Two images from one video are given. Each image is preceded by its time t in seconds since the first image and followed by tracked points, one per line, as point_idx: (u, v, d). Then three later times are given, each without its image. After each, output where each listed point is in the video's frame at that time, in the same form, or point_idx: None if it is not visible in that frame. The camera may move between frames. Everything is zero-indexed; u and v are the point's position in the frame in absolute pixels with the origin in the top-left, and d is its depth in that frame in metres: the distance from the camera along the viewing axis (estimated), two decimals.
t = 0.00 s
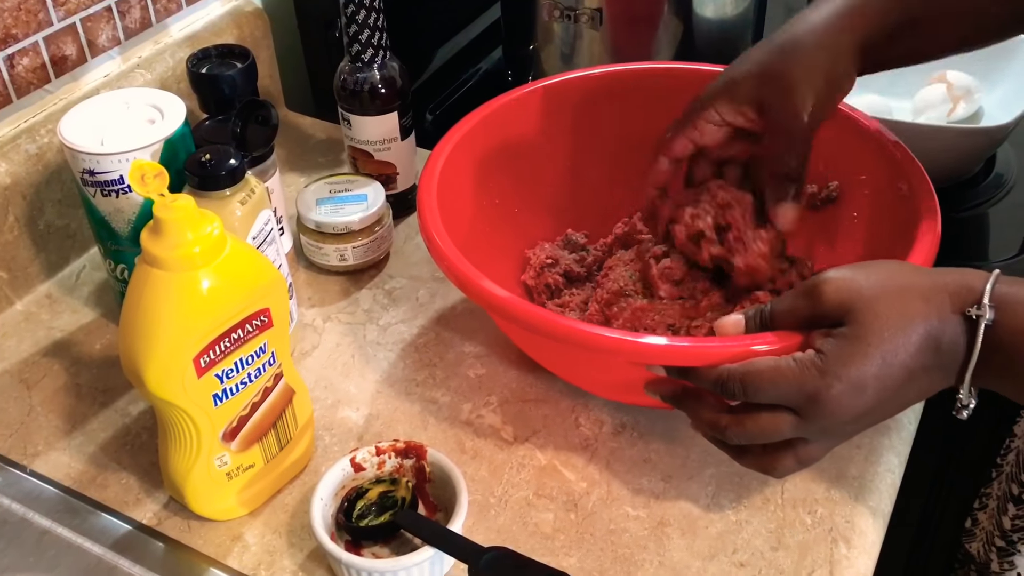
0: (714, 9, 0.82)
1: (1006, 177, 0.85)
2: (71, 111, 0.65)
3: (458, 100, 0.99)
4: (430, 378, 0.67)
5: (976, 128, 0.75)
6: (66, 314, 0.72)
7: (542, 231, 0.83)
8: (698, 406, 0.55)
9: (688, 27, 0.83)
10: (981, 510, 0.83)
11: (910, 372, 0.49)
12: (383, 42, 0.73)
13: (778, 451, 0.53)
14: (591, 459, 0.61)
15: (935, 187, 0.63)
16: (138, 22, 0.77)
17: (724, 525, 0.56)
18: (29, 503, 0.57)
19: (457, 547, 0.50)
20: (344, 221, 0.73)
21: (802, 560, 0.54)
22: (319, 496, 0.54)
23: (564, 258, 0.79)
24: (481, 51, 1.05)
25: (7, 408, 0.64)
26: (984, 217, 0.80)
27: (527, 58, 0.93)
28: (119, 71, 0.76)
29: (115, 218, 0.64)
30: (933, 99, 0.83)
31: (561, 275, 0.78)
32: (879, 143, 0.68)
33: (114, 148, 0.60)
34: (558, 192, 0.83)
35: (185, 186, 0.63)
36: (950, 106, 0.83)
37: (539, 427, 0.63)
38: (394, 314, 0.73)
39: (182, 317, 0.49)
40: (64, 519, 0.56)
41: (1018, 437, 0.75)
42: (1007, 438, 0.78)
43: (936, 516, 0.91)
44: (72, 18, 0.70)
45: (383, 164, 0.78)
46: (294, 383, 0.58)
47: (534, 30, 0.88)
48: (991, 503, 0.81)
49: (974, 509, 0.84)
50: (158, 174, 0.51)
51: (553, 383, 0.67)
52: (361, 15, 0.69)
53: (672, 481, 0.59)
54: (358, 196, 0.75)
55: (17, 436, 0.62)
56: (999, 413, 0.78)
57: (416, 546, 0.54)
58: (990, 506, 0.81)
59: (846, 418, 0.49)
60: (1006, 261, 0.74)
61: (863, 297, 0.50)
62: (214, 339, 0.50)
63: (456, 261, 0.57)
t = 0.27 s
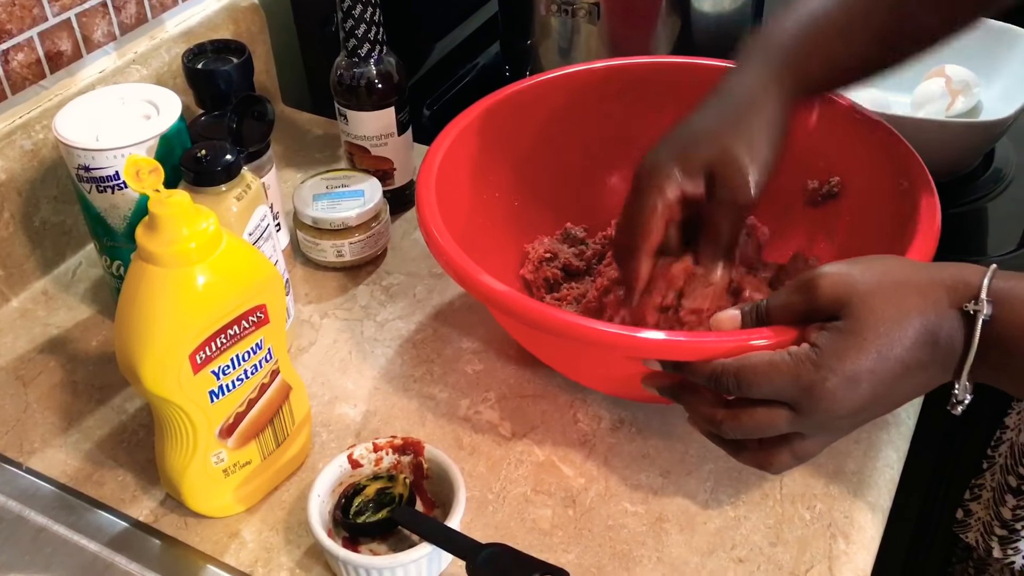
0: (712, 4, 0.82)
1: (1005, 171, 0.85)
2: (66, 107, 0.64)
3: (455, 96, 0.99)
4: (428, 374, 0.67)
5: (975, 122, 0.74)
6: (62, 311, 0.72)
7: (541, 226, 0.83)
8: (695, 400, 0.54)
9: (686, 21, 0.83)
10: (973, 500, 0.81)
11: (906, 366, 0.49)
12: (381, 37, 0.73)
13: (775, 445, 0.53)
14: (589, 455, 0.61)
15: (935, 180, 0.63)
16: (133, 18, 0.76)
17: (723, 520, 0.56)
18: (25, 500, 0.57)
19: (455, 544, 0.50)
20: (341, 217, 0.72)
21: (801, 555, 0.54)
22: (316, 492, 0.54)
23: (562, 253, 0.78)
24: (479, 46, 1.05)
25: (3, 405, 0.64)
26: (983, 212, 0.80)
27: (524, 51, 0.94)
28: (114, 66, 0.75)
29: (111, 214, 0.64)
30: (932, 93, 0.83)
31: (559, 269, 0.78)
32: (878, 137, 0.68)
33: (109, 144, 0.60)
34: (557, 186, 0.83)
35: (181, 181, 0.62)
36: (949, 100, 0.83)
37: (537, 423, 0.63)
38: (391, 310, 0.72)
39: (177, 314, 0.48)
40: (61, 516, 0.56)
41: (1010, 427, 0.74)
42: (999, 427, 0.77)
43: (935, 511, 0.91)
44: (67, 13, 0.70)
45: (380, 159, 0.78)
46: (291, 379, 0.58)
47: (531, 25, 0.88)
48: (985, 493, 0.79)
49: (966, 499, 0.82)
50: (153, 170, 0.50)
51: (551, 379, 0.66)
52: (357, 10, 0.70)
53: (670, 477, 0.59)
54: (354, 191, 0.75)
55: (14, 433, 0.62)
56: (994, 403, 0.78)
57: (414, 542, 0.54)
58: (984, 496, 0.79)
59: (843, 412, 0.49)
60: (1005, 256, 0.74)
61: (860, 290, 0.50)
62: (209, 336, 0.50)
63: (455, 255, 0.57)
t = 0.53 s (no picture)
0: None
1: (1003, 166, 0.85)
2: (63, 103, 0.64)
3: (455, 91, 1.00)
4: (426, 369, 0.67)
5: (974, 117, 0.75)
6: (60, 308, 0.72)
7: (538, 223, 0.83)
8: (696, 400, 0.54)
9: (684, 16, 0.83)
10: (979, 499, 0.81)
11: (906, 357, 0.49)
12: (379, 32, 0.73)
13: (774, 438, 0.53)
14: (587, 451, 0.61)
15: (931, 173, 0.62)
16: (131, 13, 0.76)
17: (721, 515, 0.56)
18: (23, 496, 0.57)
19: (454, 539, 0.50)
20: (339, 213, 0.72)
21: (800, 550, 0.54)
22: (315, 488, 0.54)
23: (559, 250, 0.78)
24: (478, 42, 1.06)
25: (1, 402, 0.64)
26: (981, 207, 0.80)
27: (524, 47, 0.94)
28: (112, 62, 0.75)
29: (109, 210, 0.64)
30: (931, 88, 0.83)
31: (556, 266, 0.77)
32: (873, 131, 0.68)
33: (106, 140, 0.60)
34: (554, 182, 0.83)
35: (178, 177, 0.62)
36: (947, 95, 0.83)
37: (535, 418, 0.63)
38: (389, 306, 0.72)
39: (176, 309, 0.48)
40: (59, 512, 0.56)
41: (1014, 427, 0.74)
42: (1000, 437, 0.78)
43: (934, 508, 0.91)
44: (64, 9, 0.69)
45: (378, 155, 0.78)
46: (288, 374, 0.58)
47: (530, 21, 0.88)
48: (988, 508, 0.80)
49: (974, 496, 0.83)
50: (150, 165, 0.50)
51: (549, 374, 0.66)
52: (356, 5, 0.69)
53: (669, 472, 0.59)
54: (352, 187, 0.75)
55: (12, 430, 0.62)
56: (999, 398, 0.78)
57: (413, 538, 0.53)
58: (988, 512, 0.80)
59: (842, 404, 0.49)
60: (1004, 250, 0.74)
61: (858, 283, 0.49)
62: (208, 331, 0.50)
63: (451, 251, 0.57)
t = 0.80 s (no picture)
0: None
1: (1000, 164, 0.85)
2: (61, 101, 0.64)
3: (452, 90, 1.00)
4: (424, 367, 0.67)
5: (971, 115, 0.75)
6: (57, 306, 0.72)
7: (535, 221, 0.83)
8: (691, 401, 0.54)
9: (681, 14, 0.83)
10: (951, 482, 0.81)
11: (902, 349, 0.49)
12: (376, 30, 0.73)
13: (771, 433, 0.53)
14: (585, 449, 0.61)
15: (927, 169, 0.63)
16: (128, 12, 0.76)
17: (719, 513, 0.56)
18: (21, 494, 0.57)
19: (451, 537, 0.50)
20: (337, 211, 0.72)
21: (797, 547, 0.54)
22: (313, 486, 0.54)
23: (556, 248, 0.78)
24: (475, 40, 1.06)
25: None
26: (978, 205, 0.80)
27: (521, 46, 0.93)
28: (109, 61, 0.75)
29: (106, 209, 0.64)
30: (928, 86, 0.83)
31: (553, 264, 0.77)
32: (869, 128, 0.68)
33: (103, 138, 0.60)
34: (552, 181, 0.83)
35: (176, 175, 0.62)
36: (945, 93, 0.83)
37: (533, 416, 0.63)
38: (387, 304, 0.72)
39: (174, 306, 0.48)
40: (57, 510, 0.56)
41: (994, 412, 0.74)
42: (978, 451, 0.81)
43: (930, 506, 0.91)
44: (61, 7, 0.69)
45: (375, 154, 0.78)
46: (286, 372, 0.58)
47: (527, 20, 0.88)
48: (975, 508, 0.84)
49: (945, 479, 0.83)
50: (148, 163, 0.50)
51: (547, 372, 0.67)
52: (354, 3, 0.69)
53: (666, 470, 0.59)
54: (350, 185, 0.75)
55: (9, 428, 0.62)
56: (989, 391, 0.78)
57: (411, 535, 0.54)
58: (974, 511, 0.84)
59: (837, 396, 0.49)
60: (1002, 247, 0.74)
61: (853, 277, 0.49)
62: (205, 329, 0.50)
63: (447, 249, 0.57)
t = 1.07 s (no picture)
0: None
1: (997, 163, 0.85)
2: (57, 99, 0.64)
3: (450, 89, 1.00)
4: (421, 366, 0.67)
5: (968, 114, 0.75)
6: (54, 304, 0.72)
7: (534, 219, 0.83)
8: (687, 398, 0.55)
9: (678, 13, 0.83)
10: (963, 496, 0.82)
11: (896, 349, 0.49)
12: (373, 29, 0.73)
13: (767, 432, 0.53)
14: (582, 447, 0.61)
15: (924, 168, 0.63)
16: (125, 10, 0.76)
17: (716, 511, 0.56)
18: (18, 493, 0.57)
19: (448, 535, 0.50)
20: (334, 209, 0.72)
21: (794, 545, 0.54)
22: (310, 484, 0.54)
23: (554, 246, 0.78)
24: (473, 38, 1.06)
25: None
26: (975, 204, 0.80)
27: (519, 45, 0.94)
28: (106, 59, 0.75)
29: (103, 207, 0.64)
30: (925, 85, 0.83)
31: (551, 262, 0.77)
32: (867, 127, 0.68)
33: (100, 136, 0.60)
34: (550, 179, 0.83)
35: (173, 173, 0.62)
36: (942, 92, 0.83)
37: (530, 415, 0.63)
38: (384, 303, 0.72)
39: (170, 304, 0.48)
40: (54, 509, 0.56)
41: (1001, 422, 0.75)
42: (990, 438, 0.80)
43: (927, 505, 0.91)
44: (58, 5, 0.69)
45: (372, 152, 0.78)
46: (283, 371, 0.58)
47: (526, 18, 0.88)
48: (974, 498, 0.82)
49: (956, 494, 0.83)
50: (144, 161, 0.50)
51: (544, 371, 0.67)
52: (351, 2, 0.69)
53: (663, 468, 0.59)
54: (347, 184, 0.75)
55: (6, 427, 0.62)
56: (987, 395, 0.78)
57: (408, 534, 0.54)
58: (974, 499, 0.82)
59: (832, 396, 0.49)
60: (999, 246, 0.74)
61: (849, 275, 0.50)
62: (202, 327, 0.50)
63: (446, 247, 0.57)
